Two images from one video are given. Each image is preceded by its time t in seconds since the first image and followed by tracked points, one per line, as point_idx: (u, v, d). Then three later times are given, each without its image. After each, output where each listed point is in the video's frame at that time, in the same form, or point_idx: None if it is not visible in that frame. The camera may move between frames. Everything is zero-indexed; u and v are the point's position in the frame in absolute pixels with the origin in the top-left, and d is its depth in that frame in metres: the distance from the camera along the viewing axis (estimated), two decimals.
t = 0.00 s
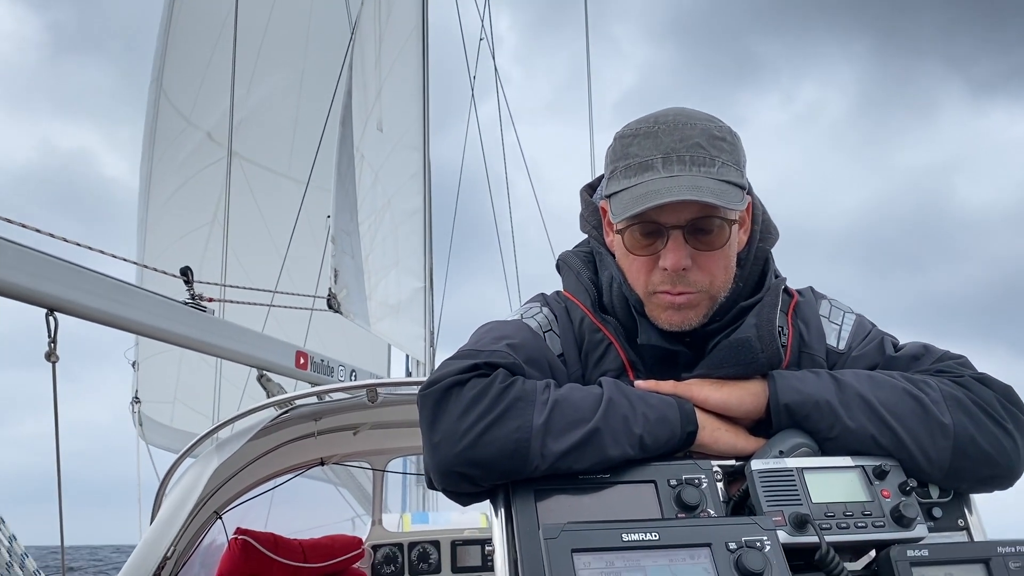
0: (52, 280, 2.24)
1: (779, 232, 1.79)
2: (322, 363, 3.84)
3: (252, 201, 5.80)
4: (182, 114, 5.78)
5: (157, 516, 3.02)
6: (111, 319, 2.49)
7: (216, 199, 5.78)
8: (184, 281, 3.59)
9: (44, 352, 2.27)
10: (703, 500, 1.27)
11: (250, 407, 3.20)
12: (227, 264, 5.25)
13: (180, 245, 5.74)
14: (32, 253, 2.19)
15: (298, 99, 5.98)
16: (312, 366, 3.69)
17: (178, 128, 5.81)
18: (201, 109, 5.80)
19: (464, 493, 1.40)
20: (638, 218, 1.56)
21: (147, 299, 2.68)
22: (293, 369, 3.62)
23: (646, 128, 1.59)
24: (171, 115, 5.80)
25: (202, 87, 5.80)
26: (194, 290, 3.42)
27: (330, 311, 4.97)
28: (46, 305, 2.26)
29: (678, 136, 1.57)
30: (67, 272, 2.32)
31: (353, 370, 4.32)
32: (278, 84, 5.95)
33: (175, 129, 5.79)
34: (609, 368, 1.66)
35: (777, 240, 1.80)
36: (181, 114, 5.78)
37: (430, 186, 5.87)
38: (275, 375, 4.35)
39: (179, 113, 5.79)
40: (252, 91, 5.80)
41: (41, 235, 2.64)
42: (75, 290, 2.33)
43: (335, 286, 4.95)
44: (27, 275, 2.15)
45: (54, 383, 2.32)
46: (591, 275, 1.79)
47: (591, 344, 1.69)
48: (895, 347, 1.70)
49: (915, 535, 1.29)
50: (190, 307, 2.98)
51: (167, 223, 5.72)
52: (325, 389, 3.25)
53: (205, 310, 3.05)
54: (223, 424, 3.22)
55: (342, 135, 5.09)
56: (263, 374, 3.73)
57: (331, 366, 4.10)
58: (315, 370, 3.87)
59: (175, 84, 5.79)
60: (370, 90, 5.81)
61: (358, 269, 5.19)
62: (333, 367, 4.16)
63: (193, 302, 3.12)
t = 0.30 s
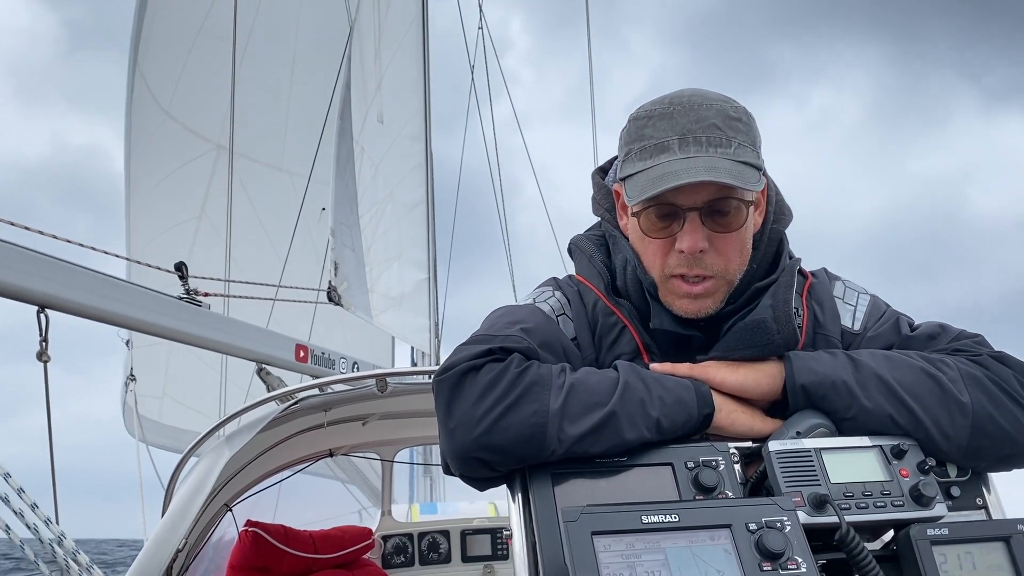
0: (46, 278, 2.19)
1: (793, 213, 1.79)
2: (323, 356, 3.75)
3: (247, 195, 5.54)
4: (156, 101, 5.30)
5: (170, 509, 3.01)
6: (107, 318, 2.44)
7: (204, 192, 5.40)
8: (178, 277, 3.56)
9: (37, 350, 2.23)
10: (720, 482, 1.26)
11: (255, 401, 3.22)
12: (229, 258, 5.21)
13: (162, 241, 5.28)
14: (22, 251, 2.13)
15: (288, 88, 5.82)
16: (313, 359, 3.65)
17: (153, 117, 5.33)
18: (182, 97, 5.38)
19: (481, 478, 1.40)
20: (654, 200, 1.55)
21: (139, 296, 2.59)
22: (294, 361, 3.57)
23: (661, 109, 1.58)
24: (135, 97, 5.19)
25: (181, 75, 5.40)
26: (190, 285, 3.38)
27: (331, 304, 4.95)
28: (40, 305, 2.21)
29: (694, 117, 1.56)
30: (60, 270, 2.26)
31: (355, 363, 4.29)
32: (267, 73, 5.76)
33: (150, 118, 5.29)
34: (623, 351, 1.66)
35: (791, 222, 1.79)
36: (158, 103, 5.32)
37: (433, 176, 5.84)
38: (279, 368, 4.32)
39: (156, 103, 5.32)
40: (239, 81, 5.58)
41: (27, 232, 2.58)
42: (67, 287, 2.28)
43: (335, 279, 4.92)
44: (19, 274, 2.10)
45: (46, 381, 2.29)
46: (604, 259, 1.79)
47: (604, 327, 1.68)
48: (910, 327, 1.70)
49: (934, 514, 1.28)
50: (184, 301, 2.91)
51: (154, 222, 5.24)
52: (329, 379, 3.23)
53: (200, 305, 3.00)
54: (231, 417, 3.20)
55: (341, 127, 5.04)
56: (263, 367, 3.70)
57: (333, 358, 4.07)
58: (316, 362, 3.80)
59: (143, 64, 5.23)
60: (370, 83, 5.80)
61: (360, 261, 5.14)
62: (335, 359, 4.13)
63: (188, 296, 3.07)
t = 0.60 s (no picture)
0: (49, 279, 2.18)
1: (800, 207, 1.79)
2: (328, 352, 3.78)
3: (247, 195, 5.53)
4: (137, 95, 5.00)
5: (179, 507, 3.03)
6: (110, 317, 2.44)
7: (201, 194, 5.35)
8: (183, 276, 3.57)
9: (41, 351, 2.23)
10: (730, 475, 1.26)
11: (261, 399, 3.24)
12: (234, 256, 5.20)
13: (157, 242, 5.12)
14: (25, 251, 2.13)
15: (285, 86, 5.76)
16: (318, 356, 3.66)
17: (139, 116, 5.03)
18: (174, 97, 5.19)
19: (491, 473, 1.41)
20: (664, 191, 1.55)
21: (144, 295, 2.60)
22: (299, 359, 3.59)
23: (666, 102, 1.58)
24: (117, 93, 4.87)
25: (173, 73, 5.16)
26: (194, 284, 3.38)
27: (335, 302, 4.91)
28: (43, 305, 2.21)
29: (700, 109, 1.56)
30: (62, 270, 2.25)
31: (360, 359, 4.30)
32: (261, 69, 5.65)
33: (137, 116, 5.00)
34: (631, 346, 1.67)
35: (798, 215, 1.80)
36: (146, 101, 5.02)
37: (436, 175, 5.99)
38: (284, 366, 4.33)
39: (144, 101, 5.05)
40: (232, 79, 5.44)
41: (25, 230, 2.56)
42: (71, 286, 2.27)
43: (339, 276, 4.87)
44: (21, 274, 2.10)
45: (49, 381, 2.30)
46: (611, 254, 1.80)
47: (612, 322, 1.69)
48: (918, 319, 1.71)
49: (943, 506, 1.28)
50: (188, 300, 2.91)
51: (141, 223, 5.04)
52: (335, 376, 3.24)
53: (203, 302, 2.98)
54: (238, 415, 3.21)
55: (344, 123, 5.03)
56: (269, 364, 3.71)
57: (338, 355, 4.08)
58: (321, 359, 3.81)
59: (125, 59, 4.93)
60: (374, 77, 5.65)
61: (363, 258, 5.11)
62: (341, 355, 4.15)
63: (192, 294, 3.06)
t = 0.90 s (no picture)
0: (55, 280, 2.19)
1: (806, 207, 1.80)
2: (334, 354, 3.78)
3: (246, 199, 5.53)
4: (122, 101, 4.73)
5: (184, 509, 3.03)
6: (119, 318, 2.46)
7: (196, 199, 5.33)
8: (190, 277, 3.57)
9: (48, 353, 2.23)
10: (736, 478, 1.26)
11: (266, 401, 3.23)
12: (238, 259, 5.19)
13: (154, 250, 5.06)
14: (33, 252, 2.14)
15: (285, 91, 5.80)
16: (324, 358, 3.66)
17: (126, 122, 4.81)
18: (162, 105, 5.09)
19: (497, 475, 1.41)
20: (666, 179, 1.59)
21: (151, 295, 2.60)
22: (305, 361, 3.59)
23: (667, 95, 1.63)
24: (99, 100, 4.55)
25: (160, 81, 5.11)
26: (200, 286, 3.39)
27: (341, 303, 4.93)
28: (50, 305, 2.22)
29: (701, 100, 1.60)
30: (69, 272, 2.26)
31: (366, 361, 4.30)
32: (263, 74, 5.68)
33: (123, 124, 4.75)
34: (636, 348, 1.66)
35: (804, 216, 1.81)
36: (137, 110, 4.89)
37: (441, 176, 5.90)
38: (290, 368, 4.33)
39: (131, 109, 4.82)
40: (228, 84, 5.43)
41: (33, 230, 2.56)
42: (78, 288, 2.28)
43: (345, 278, 4.89)
44: (30, 275, 2.10)
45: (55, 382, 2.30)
46: (616, 255, 1.80)
47: (618, 323, 1.68)
48: (925, 321, 1.70)
49: (951, 508, 1.28)
50: (198, 303, 2.90)
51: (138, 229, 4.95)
52: (339, 379, 3.23)
53: (210, 305, 2.98)
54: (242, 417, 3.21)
55: (350, 126, 5.03)
56: (275, 366, 3.71)
57: (344, 357, 4.09)
58: (327, 361, 3.81)
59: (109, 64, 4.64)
60: (379, 81, 5.76)
61: (367, 261, 5.10)
62: (346, 357, 4.15)
63: (199, 297, 3.06)
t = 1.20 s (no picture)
0: (57, 287, 2.20)
1: (810, 219, 1.81)
2: (336, 361, 3.78)
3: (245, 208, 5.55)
4: (120, 112, 4.84)
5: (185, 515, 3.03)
6: (126, 326, 2.48)
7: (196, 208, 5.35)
8: (192, 284, 3.57)
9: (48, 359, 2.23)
10: (740, 489, 1.26)
11: (268, 408, 3.23)
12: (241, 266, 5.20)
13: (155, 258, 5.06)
14: (33, 258, 2.14)
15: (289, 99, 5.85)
16: (326, 365, 3.66)
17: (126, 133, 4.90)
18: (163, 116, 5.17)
19: (499, 484, 1.41)
20: (668, 177, 1.63)
21: (152, 302, 2.61)
22: (307, 368, 3.59)
23: (669, 100, 1.68)
24: (98, 111, 4.71)
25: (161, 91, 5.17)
26: (202, 292, 3.39)
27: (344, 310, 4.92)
28: (51, 311, 2.22)
29: (702, 104, 1.66)
30: (73, 279, 2.27)
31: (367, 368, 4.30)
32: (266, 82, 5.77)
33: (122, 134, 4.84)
34: (641, 357, 1.67)
35: (808, 227, 1.81)
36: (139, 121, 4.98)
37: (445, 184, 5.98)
38: (292, 375, 4.33)
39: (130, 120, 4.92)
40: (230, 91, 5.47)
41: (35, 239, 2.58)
42: (81, 294, 2.29)
43: (348, 285, 4.87)
44: (32, 282, 2.12)
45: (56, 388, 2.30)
46: (620, 265, 1.80)
47: (621, 333, 1.69)
48: (930, 332, 1.70)
49: (955, 521, 1.27)
50: (197, 308, 2.91)
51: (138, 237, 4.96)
52: (341, 386, 3.24)
53: (213, 310, 2.99)
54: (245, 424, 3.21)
55: (354, 133, 5.05)
56: (277, 373, 3.71)
57: (346, 364, 4.10)
58: (329, 368, 3.80)
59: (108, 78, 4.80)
60: (383, 86, 5.76)
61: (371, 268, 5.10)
62: (349, 365, 4.16)
63: (200, 303, 3.07)
